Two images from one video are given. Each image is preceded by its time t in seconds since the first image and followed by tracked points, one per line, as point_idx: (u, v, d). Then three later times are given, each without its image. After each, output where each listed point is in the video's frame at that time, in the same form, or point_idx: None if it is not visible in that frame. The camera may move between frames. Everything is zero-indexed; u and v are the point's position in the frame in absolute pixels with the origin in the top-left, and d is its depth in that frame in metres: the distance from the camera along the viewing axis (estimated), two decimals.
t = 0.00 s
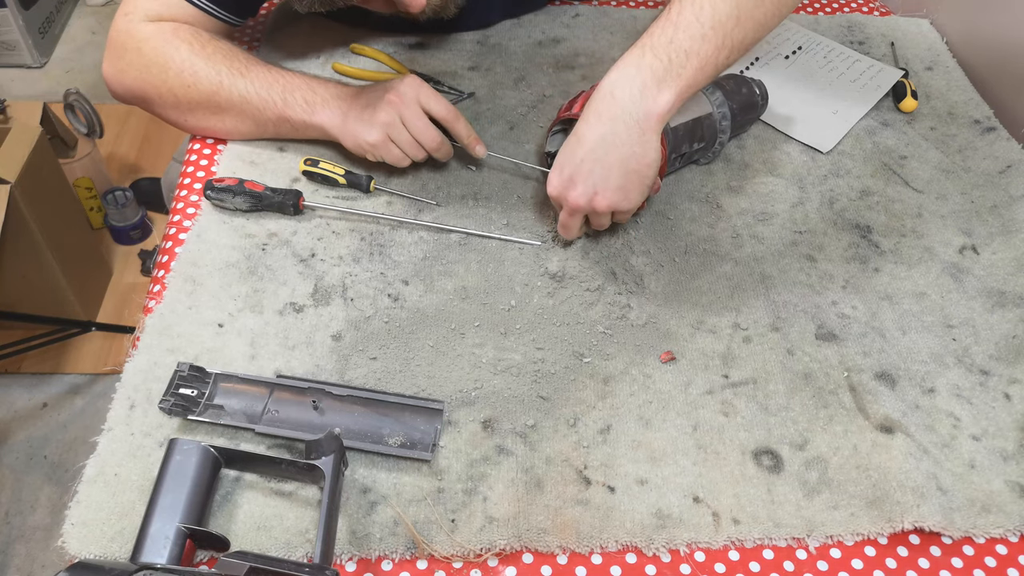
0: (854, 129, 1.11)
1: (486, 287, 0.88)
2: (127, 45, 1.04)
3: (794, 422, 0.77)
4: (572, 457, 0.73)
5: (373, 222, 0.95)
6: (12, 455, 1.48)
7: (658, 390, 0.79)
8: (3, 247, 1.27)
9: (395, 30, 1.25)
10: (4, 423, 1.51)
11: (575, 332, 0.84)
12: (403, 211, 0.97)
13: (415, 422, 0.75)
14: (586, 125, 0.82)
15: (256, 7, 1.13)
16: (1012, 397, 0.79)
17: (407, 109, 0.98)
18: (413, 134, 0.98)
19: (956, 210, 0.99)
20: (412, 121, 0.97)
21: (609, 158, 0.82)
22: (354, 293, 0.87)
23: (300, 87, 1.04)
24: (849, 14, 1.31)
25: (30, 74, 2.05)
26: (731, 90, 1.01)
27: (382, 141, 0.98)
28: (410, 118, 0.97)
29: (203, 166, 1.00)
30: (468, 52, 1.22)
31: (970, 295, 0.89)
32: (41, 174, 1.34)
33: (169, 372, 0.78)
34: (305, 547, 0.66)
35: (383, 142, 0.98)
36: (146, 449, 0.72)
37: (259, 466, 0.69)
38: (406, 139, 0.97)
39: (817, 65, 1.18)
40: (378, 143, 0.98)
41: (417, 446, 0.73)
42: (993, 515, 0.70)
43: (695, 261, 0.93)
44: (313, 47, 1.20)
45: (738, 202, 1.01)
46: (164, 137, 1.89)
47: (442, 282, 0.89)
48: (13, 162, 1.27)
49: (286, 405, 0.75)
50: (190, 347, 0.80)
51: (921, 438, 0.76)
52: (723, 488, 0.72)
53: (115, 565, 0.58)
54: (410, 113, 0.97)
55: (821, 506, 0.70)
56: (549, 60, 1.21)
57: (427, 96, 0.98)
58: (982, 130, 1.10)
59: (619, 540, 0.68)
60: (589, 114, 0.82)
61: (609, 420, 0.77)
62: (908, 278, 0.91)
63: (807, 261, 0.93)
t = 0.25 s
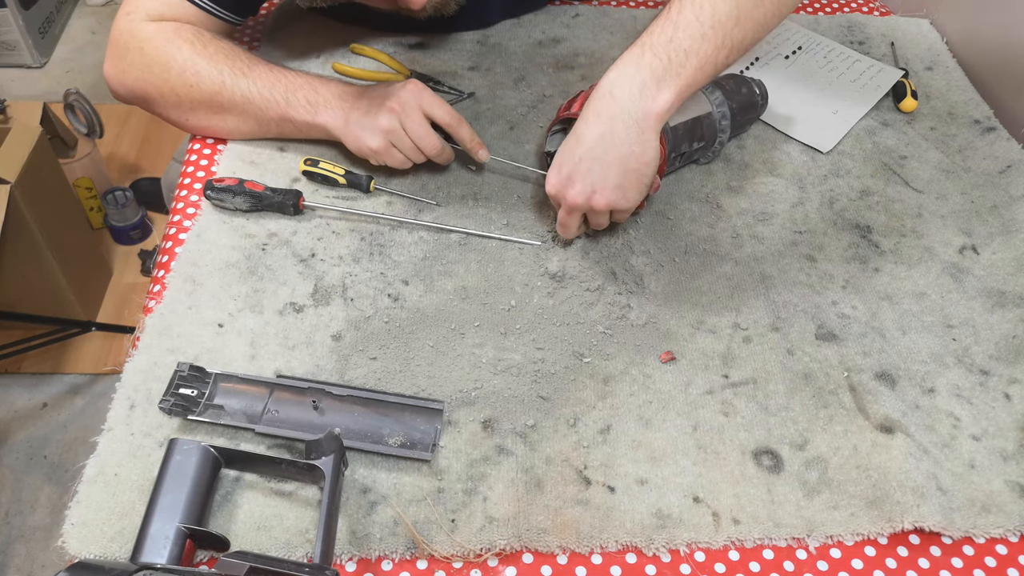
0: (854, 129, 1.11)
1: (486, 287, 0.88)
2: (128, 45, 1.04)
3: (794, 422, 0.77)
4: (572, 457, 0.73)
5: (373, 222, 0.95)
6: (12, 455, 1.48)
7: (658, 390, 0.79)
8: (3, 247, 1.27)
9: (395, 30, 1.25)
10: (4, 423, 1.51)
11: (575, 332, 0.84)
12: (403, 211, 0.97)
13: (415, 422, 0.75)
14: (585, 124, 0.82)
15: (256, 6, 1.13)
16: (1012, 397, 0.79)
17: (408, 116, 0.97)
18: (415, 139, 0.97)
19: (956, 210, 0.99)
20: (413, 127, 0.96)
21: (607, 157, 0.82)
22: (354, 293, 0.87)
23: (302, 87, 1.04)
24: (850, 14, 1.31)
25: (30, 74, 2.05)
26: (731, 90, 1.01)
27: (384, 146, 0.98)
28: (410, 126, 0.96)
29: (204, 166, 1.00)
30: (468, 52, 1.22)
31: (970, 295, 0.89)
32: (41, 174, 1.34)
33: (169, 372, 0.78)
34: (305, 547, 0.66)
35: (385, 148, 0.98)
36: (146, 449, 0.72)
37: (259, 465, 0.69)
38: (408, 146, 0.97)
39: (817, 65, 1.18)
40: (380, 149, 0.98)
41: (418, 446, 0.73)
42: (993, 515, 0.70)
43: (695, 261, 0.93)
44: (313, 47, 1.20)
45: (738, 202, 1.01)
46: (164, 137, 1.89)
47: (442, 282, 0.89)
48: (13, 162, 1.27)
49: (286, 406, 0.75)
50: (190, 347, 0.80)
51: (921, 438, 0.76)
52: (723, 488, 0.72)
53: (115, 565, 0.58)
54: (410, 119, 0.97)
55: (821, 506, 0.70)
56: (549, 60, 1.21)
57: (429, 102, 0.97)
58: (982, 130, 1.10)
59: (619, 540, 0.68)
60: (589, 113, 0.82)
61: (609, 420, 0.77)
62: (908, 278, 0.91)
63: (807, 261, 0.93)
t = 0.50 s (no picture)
0: (854, 129, 1.11)
1: (486, 287, 0.88)
2: (127, 44, 1.04)
3: (794, 422, 0.77)
4: (572, 457, 0.73)
5: (373, 222, 0.95)
6: (12, 455, 1.48)
7: (658, 390, 0.79)
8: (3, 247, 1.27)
9: (395, 30, 1.25)
10: (4, 423, 1.51)
11: (575, 332, 0.84)
12: (403, 211, 0.97)
13: (415, 422, 0.75)
14: (584, 124, 0.82)
15: (256, 6, 1.13)
16: (1012, 397, 0.79)
17: (406, 111, 0.97)
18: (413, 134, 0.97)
19: (956, 210, 0.99)
20: (412, 123, 0.96)
21: (606, 157, 0.82)
22: (354, 293, 0.87)
23: (300, 85, 1.04)
24: (850, 14, 1.31)
25: (30, 74, 2.05)
26: (731, 90, 1.01)
27: (382, 141, 0.98)
28: (410, 121, 0.97)
29: (203, 166, 1.00)
30: (468, 52, 1.22)
31: (970, 295, 0.89)
32: (41, 174, 1.34)
33: (169, 372, 0.78)
34: (305, 547, 0.66)
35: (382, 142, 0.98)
36: (146, 449, 0.72)
37: (259, 466, 0.69)
38: (405, 139, 0.97)
39: (817, 65, 1.18)
40: (377, 143, 0.98)
41: (418, 446, 0.73)
42: (993, 515, 0.70)
43: (695, 261, 0.93)
44: (313, 47, 1.20)
45: (738, 202, 1.01)
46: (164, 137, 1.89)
47: (442, 282, 0.89)
48: (13, 162, 1.27)
49: (286, 406, 0.75)
50: (190, 347, 0.80)
51: (921, 438, 0.76)
52: (723, 488, 0.72)
53: (116, 565, 0.58)
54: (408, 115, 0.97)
55: (821, 506, 0.70)
56: (549, 60, 1.21)
57: (427, 97, 0.97)
58: (982, 130, 1.10)
59: (619, 540, 0.68)
60: (588, 113, 0.82)
61: (609, 420, 0.77)
62: (908, 278, 0.91)
63: (807, 261, 0.93)
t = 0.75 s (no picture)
0: (854, 129, 1.11)
1: (486, 287, 0.88)
2: (128, 43, 1.04)
3: (794, 422, 0.77)
4: (572, 457, 0.73)
5: (373, 222, 0.95)
6: (12, 455, 1.48)
7: (658, 390, 0.79)
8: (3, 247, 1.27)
9: (395, 30, 1.25)
10: (4, 423, 1.51)
11: (575, 332, 0.84)
12: (403, 211, 0.97)
13: (415, 422, 0.75)
14: (582, 124, 0.82)
15: (256, 6, 1.12)
16: (1012, 397, 0.79)
17: (410, 107, 0.98)
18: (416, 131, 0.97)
19: (956, 210, 0.99)
20: (416, 119, 0.97)
21: (603, 157, 0.82)
22: (354, 293, 0.87)
23: (301, 84, 1.04)
24: (850, 14, 1.31)
25: (30, 74, 2.05)
26: (731, 90, 1.01)
27: (384, 137, 0.98)
28: (414, 117, 0.97)
29: (204, 165, 1.00)
30: (468, 52, 1.22)
31: (970, 295, 0.89)
32: (41, 174, 1.34)
33: (169, 372, 0.78)
34: (305, 547, 0.66)
35: (384, 138, 0.98)
36: (146, 449, 0.72)
37: (259, 466, 0.69)
38: (408, 135, 0.97)
39: (817, 65, 1.18)
40: (379, 139, 0.98)
41: (418, 446, 0.73)
42: (993, 515, 0.70)
43: (695, 261, 0.93)
44: (313, 47, 1.20)
45: (738, 202, 1.01)
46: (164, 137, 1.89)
47: (442, 282, 0.89)
48: (13, 162, 1.27)
49: (286, 406, 0.75)
50: (190, 347, 0.80)
51: (921, 438, 0.76)
52: (723, 488, 0.72)
53: (116, 565, 0.58)
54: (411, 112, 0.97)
55: (821, 506, 0.70)
56: (549, 60, 1.21)
57: (431, 94, 0.98)
58: (982, 130, 1.10)
59: (619, 540, 0.68)
60: (586, 113, 0.82)
61: (609, 421, 0.77)
62: (908, 278, 0.91)
63: (807, 261, 0.93)
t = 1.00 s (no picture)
0: (854, 130, 1.11)
1: (486, 287, 0.88)
2: (128, 45, 1.03)
3: (794, 422, 0.77)
4: (572, 457, 0.73)
5: (373, 222, 0.95)
6: (12, 455, 1.48)
7: (658, 390, 0.79)
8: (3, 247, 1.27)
9: (395, 29, 1.25)
10: (4, 422, 1.51)
11: (575, 332, 0.84)
12: (403, 211, 0.97)
13: (415, 422, 0.75)
14: (577, 124, 0.82)
15: (255, 5, 1.12)
16: (1012, 397, 0.79)
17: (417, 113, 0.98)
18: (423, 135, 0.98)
19: (956, 210, 0.99)
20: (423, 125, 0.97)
21: (598, 157, 0.82)
22: (354, 293, 0.87)
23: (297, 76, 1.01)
24: (850, 14, 1.31)
25: (30, 74, 2.05)
26: (730, 89, 1.01)
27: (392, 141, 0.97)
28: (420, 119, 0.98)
29: (204, 166, 1.00)
30: (468, 52, 1.22)
31: (970, 295, 0.89)
32: (40, 174, 1.34)
33: (169, 372, 0.78)
34: (305, 547, 0.66)
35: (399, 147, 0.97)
36: (146, 449, 0.72)
37: (259, 466, 0.69)
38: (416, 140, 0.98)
39: (817, 65, 1.18)
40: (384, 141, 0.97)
41: (417, 446, 0.73)
42: (993, 515, 0.70)
43: (695, 261, 0.93)
44: (313, 47, 1.20)
45: (738, 202, 1.01)
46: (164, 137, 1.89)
47: (442, 282, 0.89)
48: (13, 162, 1.27)
49: (286, 405, 0.75)
50: (190, 347, 0.80)
51: (921, 438, 0.76)
52: (723, 488, 0.72)
53: (115, 565, 0.58)
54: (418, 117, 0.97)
55: (821, 506, 0.70)
56: (549, 60, 1.21)
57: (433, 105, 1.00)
58: (982, 130, 1.10)
59: (619, 540, 0.68)
60: (582, 113, 0.83)
61: (609, 420, 0.77)
62: (908, 278, 0.91)
63: (807, 262, 0.93)
